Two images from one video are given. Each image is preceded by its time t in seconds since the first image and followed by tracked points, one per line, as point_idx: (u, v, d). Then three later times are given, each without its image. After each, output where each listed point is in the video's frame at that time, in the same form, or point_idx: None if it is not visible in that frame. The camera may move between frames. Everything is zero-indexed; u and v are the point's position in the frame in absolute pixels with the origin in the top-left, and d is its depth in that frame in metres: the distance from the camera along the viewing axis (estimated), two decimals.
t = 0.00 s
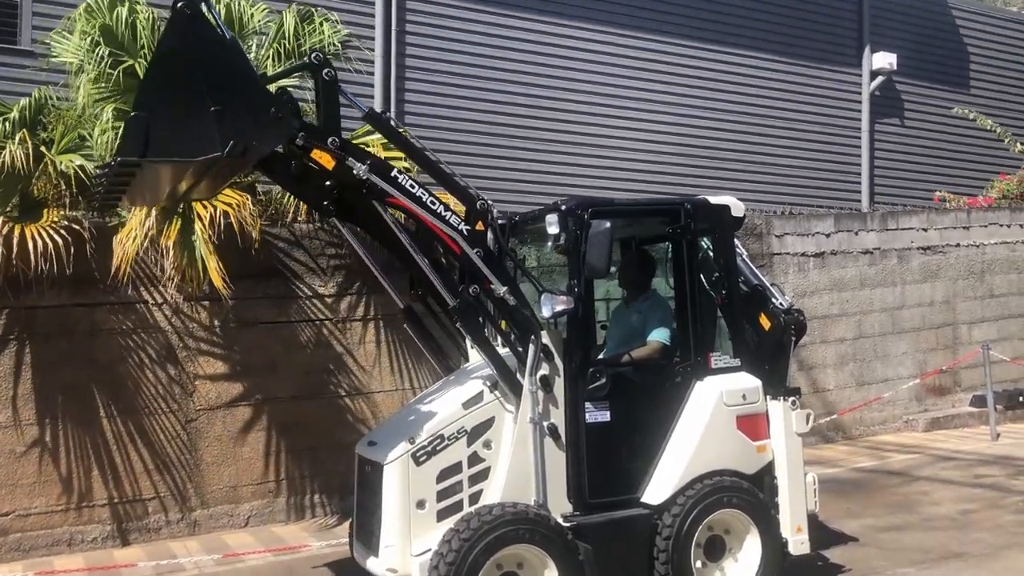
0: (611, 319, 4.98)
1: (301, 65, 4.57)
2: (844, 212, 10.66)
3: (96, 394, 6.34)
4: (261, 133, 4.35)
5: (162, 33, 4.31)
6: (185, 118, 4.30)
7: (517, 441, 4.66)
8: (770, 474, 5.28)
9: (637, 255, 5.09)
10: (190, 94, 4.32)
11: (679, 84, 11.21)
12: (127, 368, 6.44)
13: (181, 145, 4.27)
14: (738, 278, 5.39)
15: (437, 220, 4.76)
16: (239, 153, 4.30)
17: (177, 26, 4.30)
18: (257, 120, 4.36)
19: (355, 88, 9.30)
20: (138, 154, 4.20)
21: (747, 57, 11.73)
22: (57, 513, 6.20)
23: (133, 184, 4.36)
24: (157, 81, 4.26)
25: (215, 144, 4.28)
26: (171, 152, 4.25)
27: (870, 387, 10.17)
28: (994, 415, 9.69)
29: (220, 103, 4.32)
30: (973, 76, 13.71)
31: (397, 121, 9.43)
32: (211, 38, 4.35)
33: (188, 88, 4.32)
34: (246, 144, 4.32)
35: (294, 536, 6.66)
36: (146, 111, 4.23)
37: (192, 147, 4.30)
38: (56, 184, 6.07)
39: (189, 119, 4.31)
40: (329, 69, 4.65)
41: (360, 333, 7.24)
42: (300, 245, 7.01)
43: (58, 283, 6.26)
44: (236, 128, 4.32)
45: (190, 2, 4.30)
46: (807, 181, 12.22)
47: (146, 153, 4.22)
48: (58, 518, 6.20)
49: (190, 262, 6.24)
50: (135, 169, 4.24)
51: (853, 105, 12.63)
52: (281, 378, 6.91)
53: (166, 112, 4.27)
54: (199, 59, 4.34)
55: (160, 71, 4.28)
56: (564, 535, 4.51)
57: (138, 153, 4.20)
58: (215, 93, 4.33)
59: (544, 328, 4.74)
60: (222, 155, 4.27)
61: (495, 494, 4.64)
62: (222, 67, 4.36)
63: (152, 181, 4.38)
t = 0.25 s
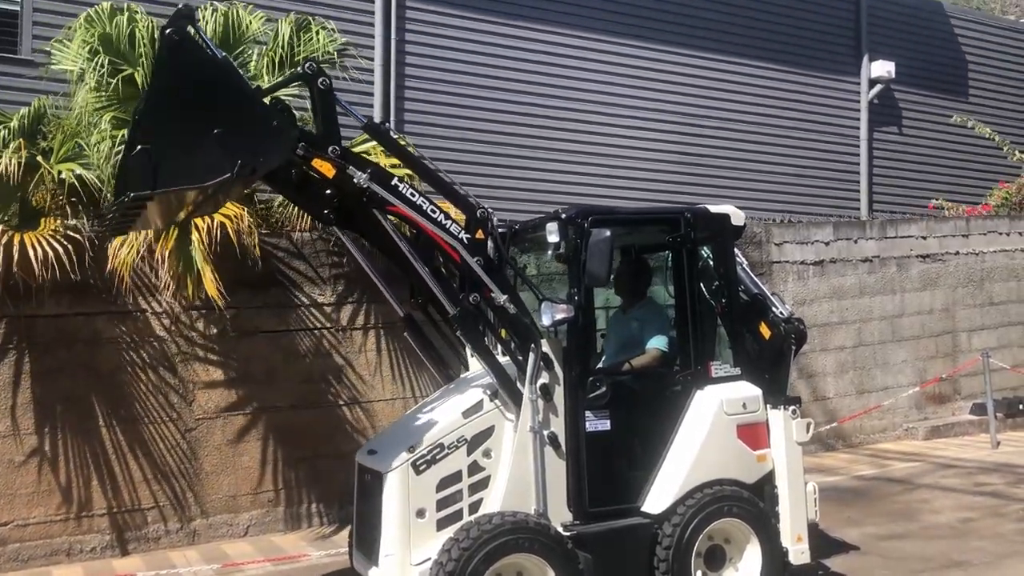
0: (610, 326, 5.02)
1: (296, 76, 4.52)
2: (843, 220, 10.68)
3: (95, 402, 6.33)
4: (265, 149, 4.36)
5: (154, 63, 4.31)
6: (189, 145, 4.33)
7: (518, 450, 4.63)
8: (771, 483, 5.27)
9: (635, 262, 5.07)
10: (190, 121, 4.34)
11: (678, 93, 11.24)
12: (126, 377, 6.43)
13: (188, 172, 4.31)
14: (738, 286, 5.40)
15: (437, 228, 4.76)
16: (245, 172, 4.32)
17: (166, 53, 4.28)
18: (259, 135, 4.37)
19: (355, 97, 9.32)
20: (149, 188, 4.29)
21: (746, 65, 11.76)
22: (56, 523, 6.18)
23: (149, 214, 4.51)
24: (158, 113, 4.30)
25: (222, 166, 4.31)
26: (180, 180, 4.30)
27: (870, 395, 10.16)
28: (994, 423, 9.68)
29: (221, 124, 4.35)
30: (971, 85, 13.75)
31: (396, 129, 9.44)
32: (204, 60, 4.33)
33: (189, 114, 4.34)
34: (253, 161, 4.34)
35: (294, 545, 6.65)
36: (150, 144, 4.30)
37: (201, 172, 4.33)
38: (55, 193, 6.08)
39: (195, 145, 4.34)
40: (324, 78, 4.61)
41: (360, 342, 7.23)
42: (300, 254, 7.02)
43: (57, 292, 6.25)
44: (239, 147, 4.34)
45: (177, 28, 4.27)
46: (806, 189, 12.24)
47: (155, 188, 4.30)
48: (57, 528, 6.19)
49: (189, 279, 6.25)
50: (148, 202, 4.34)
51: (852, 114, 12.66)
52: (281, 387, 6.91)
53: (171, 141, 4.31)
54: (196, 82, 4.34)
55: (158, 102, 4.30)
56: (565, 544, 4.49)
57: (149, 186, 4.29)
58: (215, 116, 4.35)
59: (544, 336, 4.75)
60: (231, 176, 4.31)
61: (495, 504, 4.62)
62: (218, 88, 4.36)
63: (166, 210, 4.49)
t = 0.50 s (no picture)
0: (611, 333, 4.98)
1: (292, 84, 4.58)
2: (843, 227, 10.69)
3: (95, 409, 6.32)
4: (274, 164, 4.37)
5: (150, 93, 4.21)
6: (200, 171, 4.26)
7: (518, 457, 4.63)
8: (771, 491, 5.26)
9: (636, 270, 5.11)
10: (197, 146, 4.27)
11: (678, 100, 11.26)
12: (125, 384, 6.43)
13: (204, 197, 4.23)
14: (739, 294, 5.43)
15: (438, 236, 4.76)
16: (260, 187, 4.32)
17: (163, 81, 4.20)
18: (266, 151, 4.39)
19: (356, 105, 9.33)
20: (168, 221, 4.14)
21: (746, 73, 11.78)
22: (56, 531, 6.16)
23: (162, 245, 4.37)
24: (165, 140, 4.19)
25: (236, 187, 4.28)
26: (197, 206, 4.20)
27: (871, 402, 10.16)
28: (995, 430, 9.67)
29: (228, 145, 4.34)
30: (970, 92, 13.77)
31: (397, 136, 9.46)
32: (201, 83, 4.31)
33: (193, 139, 4.28)
34: (265, 176, 4.34)
35: (293, 552, 6.64)
36: (163, 175, 4.16)
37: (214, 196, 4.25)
38: (54, 201, 6.08)
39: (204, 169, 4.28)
40: (319, 86, 4.67)
41: (360, 349, 7.24)
42: (300, 261, 7.01)
43: (58, 299, 6.26)
44: (249, 164, 4.34)
45: (170, 56, 4.21)
46: (806, 196, 12.25)
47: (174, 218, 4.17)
48: (57, 536, 6.17)
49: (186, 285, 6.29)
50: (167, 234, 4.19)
51: (852, 121, 12.68)
52: (281, 395, 6.91)
53: (181, 169, 4.22)
54: (197, 105, 4.29)
55: (162, 131, 4.19)
56: (566, 553, 4.48)
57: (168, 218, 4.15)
58: (220, 137, 4.33)
59: (545, 344, 4.76)
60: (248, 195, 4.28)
61: (495, 512, 4.62)
62: (219, 110, 4.34)
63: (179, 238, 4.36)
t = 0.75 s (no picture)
0: (612, 337, 5.01)
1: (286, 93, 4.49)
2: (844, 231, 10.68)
3: (96, 414, 6.32)
4: (278, 176, 4.36)
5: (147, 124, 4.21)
6: (207, 195, 4.28)
7: (519, 462, 4.62)
8: (772, 496, 5.26)
9: (638, 274, 5.12)
10: (201, 169, 4.27)
11: (679, 105, 11.27)
12: (126, 389, 6.43)
13: (216, 221, 4.28)
14: (739, 297, 5.43)
15: (438, 240, 4.75)
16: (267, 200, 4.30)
17: (159, 112, 4.20)
18: (270, 163, 4.36)
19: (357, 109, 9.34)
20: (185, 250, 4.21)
21: (746, 77, 11.79)
22: (56, 535, 6.15)
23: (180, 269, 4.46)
24: (168, 170, 4.20)
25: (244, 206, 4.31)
26: (208, 232, 4.26)
27: (872, 407, 10.14)
28: (996, 435, 9.65)
29: (231, 163, 4.31)
30: (971, 96, 13.77)
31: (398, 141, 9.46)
32: (195, 105, 4.27)
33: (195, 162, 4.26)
34: (270, 190, 4.35)
35: (293, 557, 6.63)
36: (173, 205, 4.20)
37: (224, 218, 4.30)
38: (54, 204, 6.11)
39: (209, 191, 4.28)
40: (313, 92, 4.61)
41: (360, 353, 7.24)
42: (299, 265, 7.02)
43: (59, 303, 6.27)
44: (254, 179, 4.33)
45: (160, 85, 4.20)
46: (806, 200, 12.25)
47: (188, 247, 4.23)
48: (57, 541, 6.16)
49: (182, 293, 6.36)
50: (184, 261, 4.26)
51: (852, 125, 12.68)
52: (281, 399, 6.90)
53: (187, 195, 4.24)
54: (194, 128, 4.26)
55: (165, 161, 4.21)
56: (566, 558, 4.47)
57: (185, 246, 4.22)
58: (221, 155, 4.30)
59: (545, 348, 4.76)
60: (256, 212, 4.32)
61: (495, 516, 4.61)
62: (217, 129, 4.30)
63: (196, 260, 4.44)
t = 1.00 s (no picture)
0: (613, 339, 5.00)
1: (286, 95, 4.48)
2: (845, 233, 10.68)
3: (97, 416, 6.32)
4: (290, 177, 4.40)
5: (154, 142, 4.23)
6: (222, 204, 4.31)
7: (519, 465, 4.62)
8: (773, 497, 5.25)
9: (639, 277, 5.09)
10: (213, 179, 4.29)
11: (680, 106, 11.27)
12: (127, 391, 6.43)
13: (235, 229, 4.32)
14: (740, 299, 5.43)
15: (440, 240, 4.77)
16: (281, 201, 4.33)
17: (163, 126, 4.20)
18: (279, 165, 4.39)
19: (357, 111, 9.34)
20: (207, 262, 4.26)
21: (747, 78, 11.79)
22: (56, 537, 6.15)
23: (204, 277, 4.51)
24: (181, 184, 4.24)
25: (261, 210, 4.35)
26: (229, 240, 4.31)
27: (873, 408, 10.13)
28: (998, 437, 9.64)
29: (242, 169, 4.34)
30: (972, 98, 13.77)
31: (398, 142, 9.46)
32: (198, 115, 4.27)
33: (206, 172, 4.29)
34: (282, 190, 4.38)
35: (293, 558, 6.62)
36: (191, 218, 4.24)
37: (242, 224, 4.34)
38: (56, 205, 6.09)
39: (224, 200, 4.31)
40: (313, 91, 4.59)
41: (361, 355, 7.24)
42: (300, 267, 7.01)
43: (59, 305, 6.26)
44: (266, 181, 4.36)
45: (162, 101, 4.19)
46: (807, 202, 12.25)
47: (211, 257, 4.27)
48: (57, 543, 6.16)
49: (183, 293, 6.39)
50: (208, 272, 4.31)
51: (853, 127, 12.68)
52: (282, 401, 6.90)
53: (205, 207, 4.28)
54: (201, 139, 4.28)
55: (178, 176, 4.24)
56: (566, 560, 4.46)
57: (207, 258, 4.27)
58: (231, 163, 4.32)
59: (545, 349, 4.76)
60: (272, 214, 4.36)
61: (495, 518, 4.61)
62: (224, 136, 4.32)
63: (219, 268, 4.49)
